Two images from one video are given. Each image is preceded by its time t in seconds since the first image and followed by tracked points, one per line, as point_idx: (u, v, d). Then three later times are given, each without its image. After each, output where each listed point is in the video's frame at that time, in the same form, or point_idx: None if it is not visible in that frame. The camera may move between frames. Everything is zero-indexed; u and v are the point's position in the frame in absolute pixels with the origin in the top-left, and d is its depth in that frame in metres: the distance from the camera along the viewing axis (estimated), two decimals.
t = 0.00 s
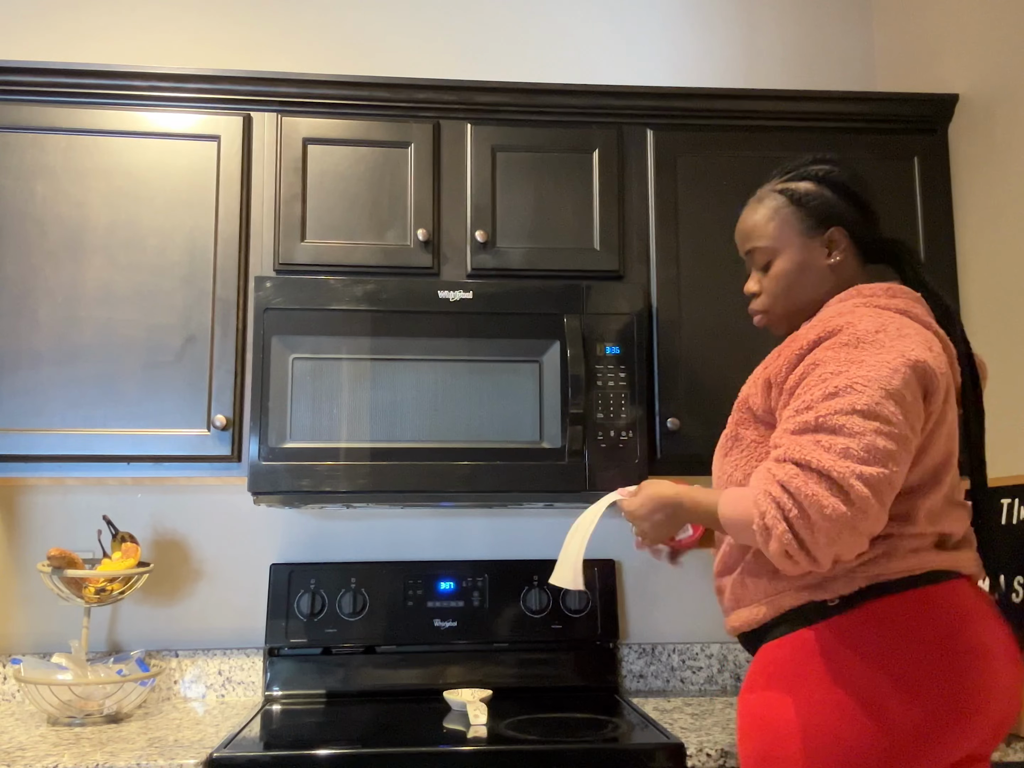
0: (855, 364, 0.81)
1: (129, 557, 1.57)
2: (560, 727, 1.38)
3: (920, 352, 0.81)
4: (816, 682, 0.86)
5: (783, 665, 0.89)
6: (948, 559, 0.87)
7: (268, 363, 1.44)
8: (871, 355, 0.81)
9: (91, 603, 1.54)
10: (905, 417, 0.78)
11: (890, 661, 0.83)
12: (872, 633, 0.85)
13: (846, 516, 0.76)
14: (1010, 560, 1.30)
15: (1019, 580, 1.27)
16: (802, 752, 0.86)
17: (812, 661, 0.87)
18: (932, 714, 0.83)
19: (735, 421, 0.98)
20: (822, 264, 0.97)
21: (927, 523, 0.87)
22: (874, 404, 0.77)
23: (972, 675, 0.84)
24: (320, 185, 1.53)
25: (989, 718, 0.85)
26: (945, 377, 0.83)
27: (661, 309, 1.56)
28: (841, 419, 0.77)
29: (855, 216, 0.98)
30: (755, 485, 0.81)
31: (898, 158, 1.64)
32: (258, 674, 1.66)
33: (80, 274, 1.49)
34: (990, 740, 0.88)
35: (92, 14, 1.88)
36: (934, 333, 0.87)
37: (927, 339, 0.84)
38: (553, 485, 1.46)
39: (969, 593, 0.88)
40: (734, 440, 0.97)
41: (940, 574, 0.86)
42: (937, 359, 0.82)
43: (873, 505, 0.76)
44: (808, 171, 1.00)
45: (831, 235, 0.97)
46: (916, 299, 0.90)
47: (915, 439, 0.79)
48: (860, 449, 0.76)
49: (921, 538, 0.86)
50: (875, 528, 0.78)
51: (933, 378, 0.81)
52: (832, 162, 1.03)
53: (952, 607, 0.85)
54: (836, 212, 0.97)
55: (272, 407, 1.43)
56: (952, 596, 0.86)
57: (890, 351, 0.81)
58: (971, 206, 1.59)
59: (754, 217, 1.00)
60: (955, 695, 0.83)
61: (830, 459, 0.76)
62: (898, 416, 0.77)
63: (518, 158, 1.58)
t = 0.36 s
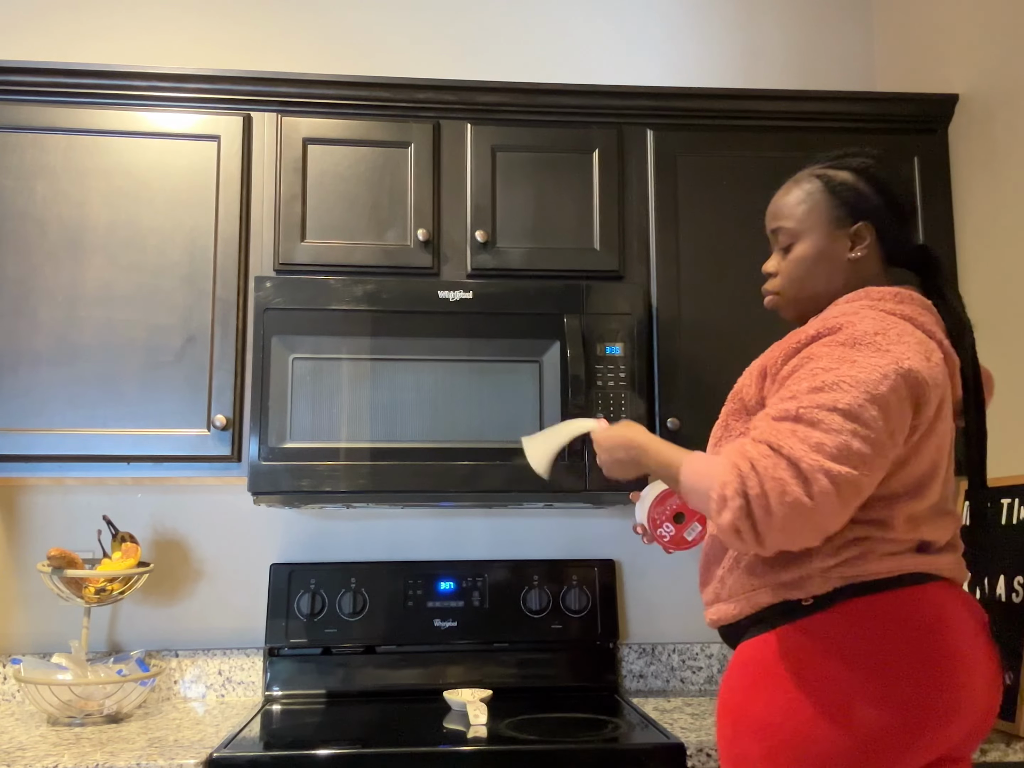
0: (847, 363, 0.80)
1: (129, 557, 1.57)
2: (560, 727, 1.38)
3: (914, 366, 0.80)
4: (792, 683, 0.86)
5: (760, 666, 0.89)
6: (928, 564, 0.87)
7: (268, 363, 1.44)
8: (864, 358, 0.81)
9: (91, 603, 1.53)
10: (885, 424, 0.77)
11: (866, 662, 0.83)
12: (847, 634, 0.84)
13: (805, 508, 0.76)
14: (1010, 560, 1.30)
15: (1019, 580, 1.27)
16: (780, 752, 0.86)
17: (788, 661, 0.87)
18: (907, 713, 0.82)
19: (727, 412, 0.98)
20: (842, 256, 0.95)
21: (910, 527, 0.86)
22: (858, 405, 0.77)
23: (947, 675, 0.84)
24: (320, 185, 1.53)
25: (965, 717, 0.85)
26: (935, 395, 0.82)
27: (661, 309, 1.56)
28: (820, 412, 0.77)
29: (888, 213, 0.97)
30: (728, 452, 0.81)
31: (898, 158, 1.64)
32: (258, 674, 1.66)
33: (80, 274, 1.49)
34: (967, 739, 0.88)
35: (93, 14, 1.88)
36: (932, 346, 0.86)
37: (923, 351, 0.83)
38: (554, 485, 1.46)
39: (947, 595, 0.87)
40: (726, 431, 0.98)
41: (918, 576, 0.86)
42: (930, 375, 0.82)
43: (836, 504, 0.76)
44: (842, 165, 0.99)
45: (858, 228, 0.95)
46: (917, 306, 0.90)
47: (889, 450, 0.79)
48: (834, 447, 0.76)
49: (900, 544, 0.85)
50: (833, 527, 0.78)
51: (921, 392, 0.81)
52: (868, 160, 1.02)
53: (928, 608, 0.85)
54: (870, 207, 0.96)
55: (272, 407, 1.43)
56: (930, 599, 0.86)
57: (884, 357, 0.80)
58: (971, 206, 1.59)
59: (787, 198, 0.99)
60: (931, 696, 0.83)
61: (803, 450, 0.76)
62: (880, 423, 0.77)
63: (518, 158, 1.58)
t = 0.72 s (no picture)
0: (781, 353, 0.82)
1: (129, 557, 1.57)
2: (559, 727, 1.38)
3: (851, 365, 0.80)
4: (769, 691, 0.85)
5: (739, 672, 0.89)
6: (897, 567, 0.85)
7: (268, 363, 1.44)
8: (799, 350, 0.81)
9: (91, 603, 1.53)
10: (802, 415, 0.78)
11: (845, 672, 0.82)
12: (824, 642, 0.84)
13: (701, 477, 0.79)
14: (1010, 560, 1.30)
15: (1020, 580, 1.27)
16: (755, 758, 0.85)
17: (763, 663, 0.86)
18: (885, 721, 0.81)
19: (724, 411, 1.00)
20: (840, 255, 0.95)
21: (871, 530, 0.85)
22: (776, 392, 0.78)
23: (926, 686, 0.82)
24: (320, 185, 1.53)
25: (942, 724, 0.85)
26: (880, 396, 0.81)
27: (662, 308, 1.56)
28: (739, 390, 0.80)
29: (908, 223, 0.93)
30: (660, 412, 0.85)
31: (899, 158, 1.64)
32: (258, 674, 1.66)
33: (81, 274, 1.49)
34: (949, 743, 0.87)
35: (93, 14, 1.88)
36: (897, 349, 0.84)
37: (873, 353, 0.82)
38: (554, 485, 1.46)
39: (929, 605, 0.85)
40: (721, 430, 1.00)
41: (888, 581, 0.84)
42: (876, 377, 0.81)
43: (738, 483, 0.79)
44: (873, 165, 0.94)
45: (859, 231, 0.93)
46: (895, 310, 0.88)
47: (798, 444, 0.79)
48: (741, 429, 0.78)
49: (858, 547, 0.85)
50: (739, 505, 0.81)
51: (857, 391, 0.80)
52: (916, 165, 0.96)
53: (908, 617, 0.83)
54: (882, 217, 0.93)
55: (272, 407, 1.43)
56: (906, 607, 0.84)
57: (820, 352, 0.81)
58: (972, 206, 1.59)
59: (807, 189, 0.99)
60: (910, 704, 0.82)
61: (713, 423, 0.79)
62: (797, 414, 0.78)
63: (518, 157, 1.58)
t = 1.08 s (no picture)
0: (694, 372, 0.92)
1: (129, 557, 1.57)
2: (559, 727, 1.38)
3: (744, 371, 0.88)
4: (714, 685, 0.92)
5: (699, 667, 0.96)
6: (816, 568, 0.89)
7: (268, 362, 1.44)
8: (711, 365, 0.91)
9: (91, 603, 1.53)
10: (714, 422, 0.88)
11: (775, 671, 0.87)
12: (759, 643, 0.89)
13: (652, 499, 0.93)
14: (1009, 560, 1.30)
15: (1020, 580, 1.27)
16: (706, 745, 0.93)
17: (716, 656, 0.93)
18: (819, 718, 0.86)
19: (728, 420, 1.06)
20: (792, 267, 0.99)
21: (785, 531, 0.89)
22: (691, 408, 0.89)
23: (862, 687, 0.85)
24: (320, 185, 1.53)
25: (897, 725, 0.86)
26: (780, 398, 0.87)
27: (662, 308, 1.56)
28: (664, 415, 0.92)
29: (836, 232, 0.92)
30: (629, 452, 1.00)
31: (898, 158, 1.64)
32: (258, 674, 1.66)
33: (81, 274, 1.49)
34: (921, 745, 0.88)
35: (93, 14, 1.88)
36: (807, 347, 0.88)
37: (766, 358, 0.88)
38: (554, 485, 1.46)
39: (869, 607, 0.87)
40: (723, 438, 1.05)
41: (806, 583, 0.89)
42: (767, 381, 0.88)
43: (683, 498, 0.91)
44: (812, 173, 0.94)
45: (797, 240, 0.97)
46: (824, 309, 0.90)
47: (718, 447, 0.88)
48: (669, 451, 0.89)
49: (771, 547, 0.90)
50: (697, 517, 0.92)
51: (755, 395, 0.88)
52: (870, 162, 0.91)
53: (842, 623, 0.86)
54: (812, 228, 0.94)
55: (272, 406, 1.43)
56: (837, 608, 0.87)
57: (729, 364, 0.89)
58: (971, 206, 1.59)
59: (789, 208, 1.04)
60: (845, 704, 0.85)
61: (651, 447, 0.93)
62: (709, 425, 0.88)
63: (517, 157, 1.58)
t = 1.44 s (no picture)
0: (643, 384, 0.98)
1: (129, 557, 1.57)
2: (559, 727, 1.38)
3: (677, 383, 0.92)
4: (701, 689, 0.92)
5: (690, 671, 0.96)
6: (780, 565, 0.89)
7: (268, 362, 1.45)
8: (656, 376, 0.97)
9: (91, 603, 1.53)
10: (650, 430, 0.93)
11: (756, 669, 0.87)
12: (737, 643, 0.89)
13: (610, 505, 0.99)
14: (1010, 560, 1.30)
15: (1020, 580, 1.27)
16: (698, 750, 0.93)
17: (703, 658, 0.93)
18: (804, 718, 0.85)
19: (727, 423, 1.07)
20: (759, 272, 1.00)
21: (727, 529, 0.92)
22: (635, 419, 0.96)
23: (845, 683, 0.84)
24: (320, 185, 1.53)
25: (887, 722, 0.85)
26: (711, 406, 0.90)
27: (661, 308, 1.56)
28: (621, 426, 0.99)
29: (787, 230, 0.93)
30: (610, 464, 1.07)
31: (898, 157, 1.63)
32: (258, 674, 1.66)
33: (81, 274, 1.49)
34: (917, 742, 0.87)
35: (93, 14, 1.89)
36: (738, 350, 0.91)
37: (695, 368, 0.92)
38: (553, 485, 1.46)
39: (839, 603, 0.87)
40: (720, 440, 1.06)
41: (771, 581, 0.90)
42: (697, 390, 0.91)
43: (632, 504, 0.97)
44: (768, 173, 0.95)
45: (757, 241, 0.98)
46: (763, 310, 0.91)
47: (654, 452, 0.93)
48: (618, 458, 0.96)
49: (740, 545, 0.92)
50: (653, 520, 0.98)
51: (687, 404, 0.91)
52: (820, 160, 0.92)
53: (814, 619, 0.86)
54: (767, 228, 0.95)
55: (272, 406, 1.44)
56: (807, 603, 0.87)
57: (666, 375, 0.94)
58: (971, 206, 1.59)
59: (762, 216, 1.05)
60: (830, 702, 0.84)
61: (612, 457, 1.00)
62: (646, 434, 0.94)
63: (517, 157, 1.58)
